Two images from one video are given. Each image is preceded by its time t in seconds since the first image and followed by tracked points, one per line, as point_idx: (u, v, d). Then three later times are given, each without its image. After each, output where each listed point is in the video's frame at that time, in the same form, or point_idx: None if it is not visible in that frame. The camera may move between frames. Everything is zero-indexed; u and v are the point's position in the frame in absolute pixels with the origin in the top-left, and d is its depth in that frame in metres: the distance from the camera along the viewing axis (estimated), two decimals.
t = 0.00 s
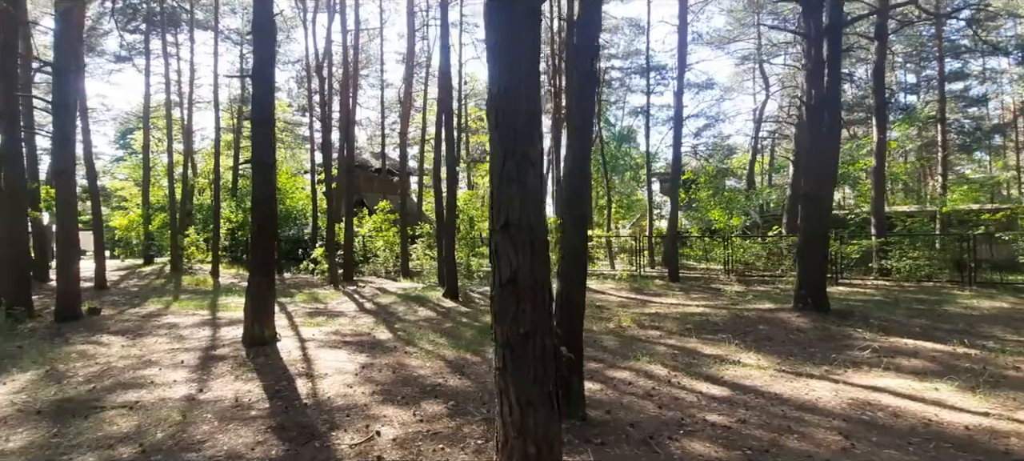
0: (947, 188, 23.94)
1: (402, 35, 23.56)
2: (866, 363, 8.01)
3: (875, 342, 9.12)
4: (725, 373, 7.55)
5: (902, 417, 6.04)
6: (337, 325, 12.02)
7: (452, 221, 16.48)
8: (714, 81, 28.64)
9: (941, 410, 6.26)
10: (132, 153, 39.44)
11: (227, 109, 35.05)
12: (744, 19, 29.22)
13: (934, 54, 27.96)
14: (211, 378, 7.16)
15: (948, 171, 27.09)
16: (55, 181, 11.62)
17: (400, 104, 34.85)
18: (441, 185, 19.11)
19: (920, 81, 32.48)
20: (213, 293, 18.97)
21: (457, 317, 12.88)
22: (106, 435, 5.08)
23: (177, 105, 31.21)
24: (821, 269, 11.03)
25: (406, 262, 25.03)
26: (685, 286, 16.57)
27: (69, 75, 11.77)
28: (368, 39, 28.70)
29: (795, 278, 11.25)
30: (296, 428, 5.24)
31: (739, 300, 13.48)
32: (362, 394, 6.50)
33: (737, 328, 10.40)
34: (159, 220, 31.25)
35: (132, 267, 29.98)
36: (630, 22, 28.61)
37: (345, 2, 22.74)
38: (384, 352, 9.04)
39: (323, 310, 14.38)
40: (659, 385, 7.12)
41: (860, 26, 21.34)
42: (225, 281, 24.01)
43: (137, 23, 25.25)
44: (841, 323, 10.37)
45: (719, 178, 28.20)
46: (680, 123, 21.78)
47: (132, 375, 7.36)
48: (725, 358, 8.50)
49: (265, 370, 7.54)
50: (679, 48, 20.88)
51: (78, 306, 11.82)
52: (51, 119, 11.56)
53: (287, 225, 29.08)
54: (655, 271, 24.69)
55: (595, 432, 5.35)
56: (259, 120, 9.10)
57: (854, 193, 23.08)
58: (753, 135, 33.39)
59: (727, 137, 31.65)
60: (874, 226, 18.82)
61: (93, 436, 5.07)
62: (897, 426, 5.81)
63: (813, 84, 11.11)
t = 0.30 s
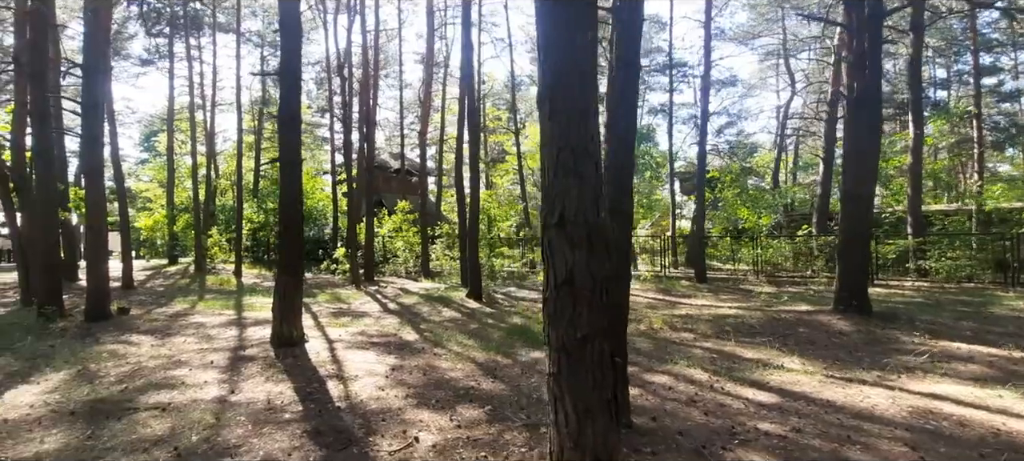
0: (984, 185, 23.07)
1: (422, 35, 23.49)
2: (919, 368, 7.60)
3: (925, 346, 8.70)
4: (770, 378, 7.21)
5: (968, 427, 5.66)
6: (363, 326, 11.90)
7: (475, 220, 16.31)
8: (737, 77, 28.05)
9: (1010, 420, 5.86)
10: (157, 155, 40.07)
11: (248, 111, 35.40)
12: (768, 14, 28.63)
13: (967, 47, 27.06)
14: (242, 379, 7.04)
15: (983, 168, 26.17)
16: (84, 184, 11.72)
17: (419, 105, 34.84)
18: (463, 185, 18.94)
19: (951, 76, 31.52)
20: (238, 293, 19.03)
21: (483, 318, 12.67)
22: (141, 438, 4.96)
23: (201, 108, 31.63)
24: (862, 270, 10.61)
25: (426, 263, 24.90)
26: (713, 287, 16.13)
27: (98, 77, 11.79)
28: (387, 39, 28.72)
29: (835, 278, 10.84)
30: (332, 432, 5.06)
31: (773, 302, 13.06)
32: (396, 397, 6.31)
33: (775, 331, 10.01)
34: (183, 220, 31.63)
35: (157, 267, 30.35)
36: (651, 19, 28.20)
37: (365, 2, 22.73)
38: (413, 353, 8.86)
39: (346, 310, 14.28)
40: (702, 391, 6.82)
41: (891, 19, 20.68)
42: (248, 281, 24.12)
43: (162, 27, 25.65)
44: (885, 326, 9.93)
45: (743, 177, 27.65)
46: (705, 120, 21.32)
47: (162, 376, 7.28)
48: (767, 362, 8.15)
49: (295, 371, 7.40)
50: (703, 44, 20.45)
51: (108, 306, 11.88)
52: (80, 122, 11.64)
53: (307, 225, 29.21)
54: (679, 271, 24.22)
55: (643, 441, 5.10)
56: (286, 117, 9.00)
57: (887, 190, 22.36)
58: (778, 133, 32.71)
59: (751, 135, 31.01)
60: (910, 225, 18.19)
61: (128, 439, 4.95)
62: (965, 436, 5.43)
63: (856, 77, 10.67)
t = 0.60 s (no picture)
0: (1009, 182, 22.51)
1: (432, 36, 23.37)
2: (962, 374, 7.30)
3: (964, 350, 8.39)
4: (807, 385, 6.94)
5: None
6: (379, 329, 11.72)
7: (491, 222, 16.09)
8: (752, 75, 27.65)
9: None
10: (168, 158, 40.23)
11: (259, 113, 35.45)
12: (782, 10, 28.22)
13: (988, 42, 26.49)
14: (262, 386, 6.89)
15: (1006, 165, 25.58)
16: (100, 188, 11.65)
17: (428, 105, 34.73)
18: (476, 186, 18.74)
19: (970, 71, 30.91)
20: (251, 296, 18.96)
21: (500, 321, 12.46)
22: (163, 450, 4.80)
23: (212, 110, 31.70)
24: (893, 271, 10.29)
25: (438, 264, 24.72)
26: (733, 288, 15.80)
27: (112, 80, 11.70)
28: (396, 40, 28.59)
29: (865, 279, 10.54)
30: (360, 445, 4.87)
31: (798, 303, 12.74)
32: (421, 406, 6.11)
33: (805, 334, 9.71)
34: (195, 223, 31.71)
35: (170, 270, 30.45)
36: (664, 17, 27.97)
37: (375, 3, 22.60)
38: (434, 358, 8.66)
39: (361, 313, 14.12)
40: (738, 398, 6.57)
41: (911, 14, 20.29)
42: (260, 284, 24.06)
43: (173, 30, 25.75)
44: (918, 329, 9.62)
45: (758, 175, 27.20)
46: (721, 118, 20.97)
47: (181, 383, 7.13)
48: (801, 366, 7.87)
49: (315, 378, 7.22)
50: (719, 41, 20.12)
51: (123, 311, 11.79)
52: (95, 126, 11.58)
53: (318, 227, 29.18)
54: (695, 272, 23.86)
55: (684, 452, 4.89)
56: (303, 117, 8.86)
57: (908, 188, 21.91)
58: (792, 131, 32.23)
59: (764, 132, 30.56)
60: (935, 224, 17.78)
61: (149, 451, 4.78)
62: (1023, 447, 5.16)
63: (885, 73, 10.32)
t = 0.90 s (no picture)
0: None
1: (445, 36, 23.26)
2: (1005, 380, 7.05)
3: (1003, 355, 8.13)
4: (844, 392, 6.71)
5: None
6: (397, 330, 11.59)
7: (509, 223, 15.88)
8: (768, 75, 27.28)
9: None
10: (181, 159, 40.46)
11: (271, 115, 35.55)
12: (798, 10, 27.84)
13: (1011, 41, 25.96)
14: (285, 388, 6.78)
15: None
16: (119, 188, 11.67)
17: (440, 106, 34.64)
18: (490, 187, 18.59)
19: (991, 70, 30.34)
20: (265, 296, 18.95)
21: (519, 323, 12.29)
22: (191, 453, 4.69)
23: (225, 112, 31.84)
24: (925, 273, 10.03)
25: (451, 266, 24.58)
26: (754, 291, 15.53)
27: (132, 80, 11.69)
28: (409, 41, 28.51)
29: (895, 282, 10.29)
30: (391, 450, 4.73)
31: (822, 307, 12.47)
32: (449, 410, 5.96)
33: (834, 338, 9.45)
34: (208, 223, 31.84)
35: (184, 270, 30.60)
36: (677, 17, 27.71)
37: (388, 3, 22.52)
38: (455, 361, 8.51)
39: (378, 314, 14.01)
40: (773, 404, 6.37)
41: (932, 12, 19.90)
42: (273, 284, 24.06)
43: (188, 32, 25.92)
44: (952, 333, 9.35)
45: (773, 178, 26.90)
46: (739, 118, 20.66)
47: (203, 384, 7.03)
48: (834, 371, 7.64)
49: (338, 380, 7.10)
50: (736, 41, 19.84)
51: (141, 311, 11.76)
52: (115, 126, 11.56)
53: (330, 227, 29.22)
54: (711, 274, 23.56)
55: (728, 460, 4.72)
56: (323, 116, 8.78)
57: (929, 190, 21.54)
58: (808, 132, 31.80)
59: (779, 132, 30.21)
60: (960, 226, 17.40)
61: (177, 454, 4.68)
62: None
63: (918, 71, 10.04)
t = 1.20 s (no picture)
0: None
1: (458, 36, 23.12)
2: None
3: None
4: (883, 400, 6.50)
5: None
6: (414, 332, 11.47)
7: (525, 223, 15.75)
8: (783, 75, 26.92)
9: None
10: (193, 159, 40.63)
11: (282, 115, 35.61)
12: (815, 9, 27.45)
13: None
14: (308, 391, 6.67)
15: None
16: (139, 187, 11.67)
17: (451, 107, 34.53)
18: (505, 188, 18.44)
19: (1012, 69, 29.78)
20: (279, 296, 18.90)
21: (537, 325, 12.12)
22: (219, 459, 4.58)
23: (236, 112, 31.95)
24: (957, 278, 9.77)
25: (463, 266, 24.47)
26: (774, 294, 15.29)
27: (151, 81, 11.70)
28: (420, 41, 28.41)
29: (926, 286, 10.04)
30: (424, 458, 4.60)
31: (847, 310, 12.23)
32: (477, 415, 5.82)
33: (865, 343, 9.22)
34: (221, 223, 31.95)
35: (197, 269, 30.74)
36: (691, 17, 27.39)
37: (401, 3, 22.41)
38: (478, 364, 8.37)
39: (393, 315, 13.89)
40: (810, 411, 6.16)
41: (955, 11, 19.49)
42: (285, 284, 24.03)
43: (200, 33, 25.99)
44: (987, 338, 9.09)
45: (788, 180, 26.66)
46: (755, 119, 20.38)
47: (226, 385, 6.93)
48: (869, 378, 7.42)
49: (362, 382, 6.98)
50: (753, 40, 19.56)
51: (158, 311, 11.71)
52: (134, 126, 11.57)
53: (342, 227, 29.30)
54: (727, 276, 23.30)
55: None
56: (345, 116, 8.68)
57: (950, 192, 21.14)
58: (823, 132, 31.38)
59: (793, 133, 29.90)
60: (985, 228, 17.03)
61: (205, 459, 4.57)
62: None
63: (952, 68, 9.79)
